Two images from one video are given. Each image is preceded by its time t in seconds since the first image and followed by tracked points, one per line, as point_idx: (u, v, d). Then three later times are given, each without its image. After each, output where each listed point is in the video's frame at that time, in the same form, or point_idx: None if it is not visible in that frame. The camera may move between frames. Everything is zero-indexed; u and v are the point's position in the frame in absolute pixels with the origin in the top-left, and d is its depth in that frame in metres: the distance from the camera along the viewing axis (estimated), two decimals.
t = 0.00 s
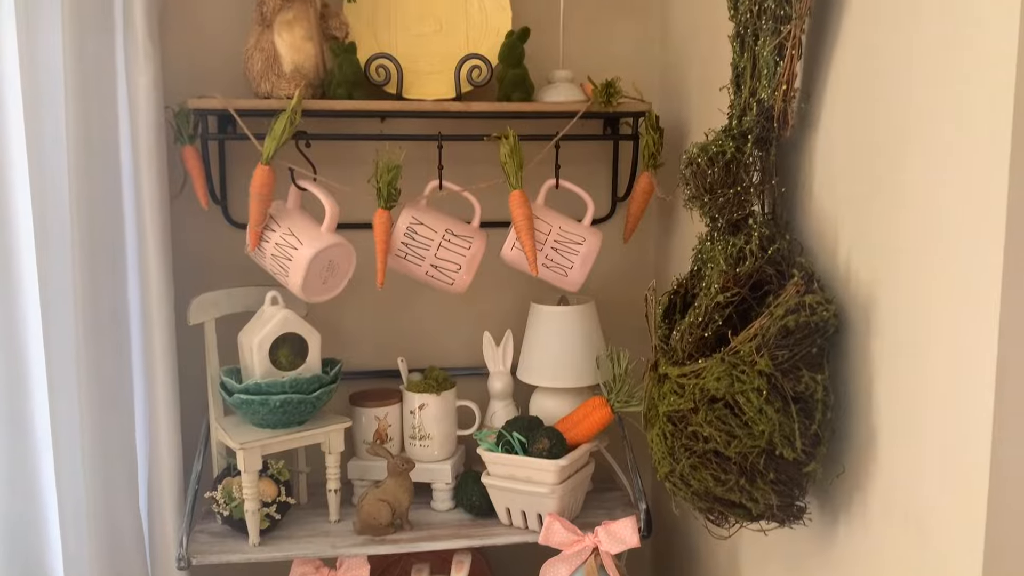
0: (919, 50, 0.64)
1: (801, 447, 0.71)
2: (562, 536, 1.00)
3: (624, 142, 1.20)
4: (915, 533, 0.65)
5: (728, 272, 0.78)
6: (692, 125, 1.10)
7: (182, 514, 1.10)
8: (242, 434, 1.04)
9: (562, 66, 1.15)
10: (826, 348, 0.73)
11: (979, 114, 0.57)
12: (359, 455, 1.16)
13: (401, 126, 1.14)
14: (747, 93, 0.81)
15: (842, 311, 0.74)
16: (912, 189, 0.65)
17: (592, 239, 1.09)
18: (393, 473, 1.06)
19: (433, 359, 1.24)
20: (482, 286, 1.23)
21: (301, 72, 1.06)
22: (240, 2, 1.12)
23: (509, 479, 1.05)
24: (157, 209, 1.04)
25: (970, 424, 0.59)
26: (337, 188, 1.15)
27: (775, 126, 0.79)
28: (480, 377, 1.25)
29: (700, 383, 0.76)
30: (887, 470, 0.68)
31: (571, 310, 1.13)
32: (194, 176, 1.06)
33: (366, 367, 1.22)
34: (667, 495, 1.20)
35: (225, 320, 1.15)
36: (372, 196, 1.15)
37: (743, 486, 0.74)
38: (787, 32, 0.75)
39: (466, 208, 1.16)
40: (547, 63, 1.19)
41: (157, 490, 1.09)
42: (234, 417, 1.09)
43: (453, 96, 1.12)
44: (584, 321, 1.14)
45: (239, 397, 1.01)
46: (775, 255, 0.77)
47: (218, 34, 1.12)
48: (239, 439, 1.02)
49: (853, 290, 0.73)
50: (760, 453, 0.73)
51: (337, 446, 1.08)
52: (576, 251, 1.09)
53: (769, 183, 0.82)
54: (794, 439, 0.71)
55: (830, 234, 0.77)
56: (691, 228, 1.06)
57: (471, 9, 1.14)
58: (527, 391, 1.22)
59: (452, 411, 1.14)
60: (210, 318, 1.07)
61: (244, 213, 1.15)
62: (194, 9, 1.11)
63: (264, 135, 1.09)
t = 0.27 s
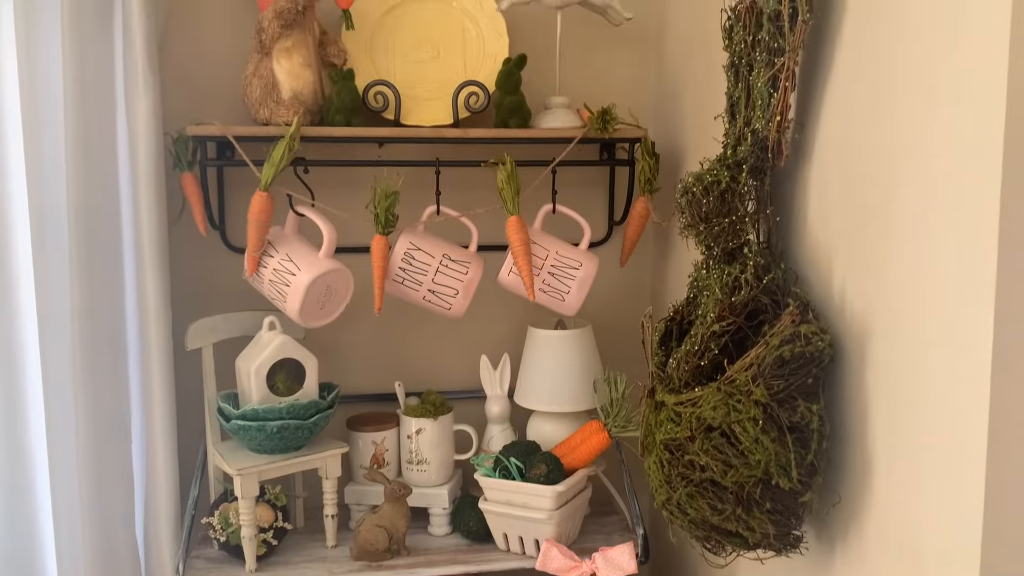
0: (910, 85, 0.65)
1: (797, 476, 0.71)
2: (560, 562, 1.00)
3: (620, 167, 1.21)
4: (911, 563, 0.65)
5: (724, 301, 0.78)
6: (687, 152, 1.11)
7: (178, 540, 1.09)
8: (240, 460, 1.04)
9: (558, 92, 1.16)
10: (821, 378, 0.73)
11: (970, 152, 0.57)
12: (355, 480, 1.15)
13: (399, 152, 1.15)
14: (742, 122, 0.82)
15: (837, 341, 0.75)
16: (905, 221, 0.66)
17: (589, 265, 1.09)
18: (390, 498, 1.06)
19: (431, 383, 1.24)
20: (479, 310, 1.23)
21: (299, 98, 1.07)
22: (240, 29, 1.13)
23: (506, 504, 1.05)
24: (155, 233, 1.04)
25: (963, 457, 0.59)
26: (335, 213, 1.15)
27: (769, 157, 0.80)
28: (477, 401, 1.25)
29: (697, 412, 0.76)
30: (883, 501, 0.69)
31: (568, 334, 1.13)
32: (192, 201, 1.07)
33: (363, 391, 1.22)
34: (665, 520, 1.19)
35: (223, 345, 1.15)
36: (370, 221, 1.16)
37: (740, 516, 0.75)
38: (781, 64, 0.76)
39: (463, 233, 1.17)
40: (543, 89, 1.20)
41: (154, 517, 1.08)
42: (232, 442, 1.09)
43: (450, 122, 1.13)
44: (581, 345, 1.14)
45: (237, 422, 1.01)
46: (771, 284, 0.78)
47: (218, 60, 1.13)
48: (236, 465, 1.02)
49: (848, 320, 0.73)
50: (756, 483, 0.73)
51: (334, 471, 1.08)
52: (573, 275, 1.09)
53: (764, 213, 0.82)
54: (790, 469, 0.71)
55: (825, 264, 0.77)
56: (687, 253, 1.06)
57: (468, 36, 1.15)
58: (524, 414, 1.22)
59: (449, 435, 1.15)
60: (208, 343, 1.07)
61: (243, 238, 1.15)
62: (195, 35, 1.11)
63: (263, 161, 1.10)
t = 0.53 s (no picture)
0: (905, 113, 0.66)
1: (795, 500, 0.72)
2: None
3: (618, 188, 1.22)
4: None
5: (722, 325, 0.79)
6: (685, 174, 1.12)
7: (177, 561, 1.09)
8: (239, 481, 1.04)
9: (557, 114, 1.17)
10: (819, 402, 0.74)
11: (964, 183, 0.58)
12: (355, 500, 1.16)
13: (399, 173, 1.16)
14: (738, 148, 0.83)
15: (834, 365, 0.76)
16: (900, 247, 0.66)
17: (588, 285, 1.10)
18: (389, 518, 1.06)
19: (430, 403, 1.24)
20: (479, 330, 1.24)
21: (300, 120, 1.08)
22: (241, 52, 1.14)
23: (505, 525, 1.05)
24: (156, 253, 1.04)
25: (959, 483, 0.59)
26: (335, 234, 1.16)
27: (766, 182, 0.81)
28: (476, 421, 1.26)
29: (696, 435, 0.77)
30: (880, 525, 0.69)
31: (567, 354, 1.14)
32: (193, 223, 1.07)
33: (363, 410, 1.23)
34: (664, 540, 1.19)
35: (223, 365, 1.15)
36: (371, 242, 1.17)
37: (738, 539, 0.75)
38: (777, 91, 0.77)
39: (463, 254, 1.18)
40: (542, 111, 1.21)
41: (153, 538, 1.08)
42: (231, 462, 1.09)
43: (450, 144, 1.14)
44: (580, 366, 1.14)
45: (236, 443, 1.02)
46: (768, 308, 0.78)
47: (219, 83, 1.14)
48: (236, 486, 1.02)
49: (845, 344, 0.74)
50: (754, 506, 0.73)
51: (333, 492, 1.08)
52: (572, 296, 1.10)
53: (761, 237, 0.83)
54: (788, 493, 0.72)
55: (822, 288, 0.78)
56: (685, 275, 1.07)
57: (467, 58, 1.16)
58: (523, 434, 1.23)
59: (448, 456, 1.15)
60: (208, 363, 1.07)
61: (243, 259, 1.16)
62: (197, 58, 1.13)
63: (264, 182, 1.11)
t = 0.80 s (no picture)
0: (900, 141, 0.66)
1: (794, 524, 0.72)
2: None
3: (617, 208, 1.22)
4: None
5: (721, 347, 0.79)
6: (683, 194, 1.13)
7: None
8: (240, 501, 1.04)
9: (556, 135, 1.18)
10: (818, 425, 0.74)
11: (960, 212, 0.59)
12: (355, 520, 1.16)
13: (400, 194, 1.17)
14: (737, 171, 0.84)
15: (833, 389, 0.76)
16: (897, 273, 0.67)
17: (587, 305, 1.10)
18: (390, 539, 1.06)
19: (430, 421, 1.24)
20: (479, 349, 1.24)
21: (301, 142, 1.09)
22: (243, 74, 1.15)
23: (505, 545, 1.05)
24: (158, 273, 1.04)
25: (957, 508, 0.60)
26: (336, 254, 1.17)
27: (764, 206, 0.81)
28: (476, 439, 1.26)
29: (695, 457, 0.77)
30: (879, 549, 0.70)
31: (567, 374, 1.14)
32: (195, 244, 1.08)
33: (363, 430, 1.23)
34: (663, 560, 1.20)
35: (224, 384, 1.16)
36: (371, 262, 1.17)
37: (738, 562, 0.75)
38: (775, 116, 0.78)
39: (463, 273, 1.18)
40: (541, 131, 1.22)
41: (153, 557, 1.08)
42: (232, 482, 1.09)
43: (450, 165, 1.15)
44: (580, 386, 1.15)
45: (237, 464, 1.02)
46: (766, 331, 0.79)
47: (221, 104, 1.15)
48: (236, 507, 1.02)
49: (843, 367, 0.75)
50: (754, 529, 0.74)
51: (333, 511, 1.08)
52: (571, 316, 1.10)
53: (759, 260, 0.84)
54: (787, 516, 0.72)
55: (820, 312, 0.79)
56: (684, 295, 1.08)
57: (468, 80, 1.17)
58: (523, 453, 1.23)
59: (448, 475, 1.15)
60: (209, 383, 1.08)
61: (245, 279, 1.16)
62: (199, 80, 1.14)
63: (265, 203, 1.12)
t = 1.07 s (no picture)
0: (898, 168, 0.67)
1: (795, 549, 0.72)
2: None
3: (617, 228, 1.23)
4: None
5: (721, 371, 0.80)
6: (683, 215, 1.13)
7: None
8: (240, 523, 1.04)
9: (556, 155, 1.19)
10: (818, 450, 0.74)
11: (959, 240, 0.59)
12: (355, 540, 1.15)
13: (401, 214, 1.17)
14: (736, 194, 0.85)
15: (833, 413, 0.76)
16: (896, 298, 0.67)
17: (587, 324, 1.11)
18: (390, 560, 1.08)
19: (430, 441, 1.24)
20: (479, 368, 1.24)
21: (302, 163, 1.09)
22: (245, 94, 1.15)
23: (506, 566, 1.05)
24: (159, 292, 1.04)
25: (958, 536, 0.60)
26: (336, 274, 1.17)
27: (763, 229, 0.82)
28: (476, 458, 1.26)
29: (696, 481, 0.77)
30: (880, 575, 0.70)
31: (567, 394, 1.14)
32: (196, 264, 1.08)
33: (363, 449, 1.23)
34: None
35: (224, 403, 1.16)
36: (372, 281, 1.18)
37: None
38: (773, 141, 0.78)
39: (463, 293, 1.19)
40: (541, 151, 1.23)
41: None
42: (232, 503, 1.09)
43: (451, 185, 1.15)
44: (580, 406, 1.15)
45: (237, 485, 1.02)
46: (767, 355, 0.79)
47: (223, 125, 1.15)
48: (236, 528, 1.02)
49: (843, 392, 0.75)
50: (755, 554, 0.74)
51: (333, 532, 1.08)
52: (571, 336, 1.11)
53: (758, 283, 0.84)
54: (788, 541, 0.72)
55: (819, 336, 0.79)
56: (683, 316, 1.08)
57: (468, 101, 1.18)
58: (523, 472, 1.23)
59: (448, 495, 1.15)
60: (209, 403, 1.08)
61: (246, 298, 1.17)
62: (201, 100, 1.14)
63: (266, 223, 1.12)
